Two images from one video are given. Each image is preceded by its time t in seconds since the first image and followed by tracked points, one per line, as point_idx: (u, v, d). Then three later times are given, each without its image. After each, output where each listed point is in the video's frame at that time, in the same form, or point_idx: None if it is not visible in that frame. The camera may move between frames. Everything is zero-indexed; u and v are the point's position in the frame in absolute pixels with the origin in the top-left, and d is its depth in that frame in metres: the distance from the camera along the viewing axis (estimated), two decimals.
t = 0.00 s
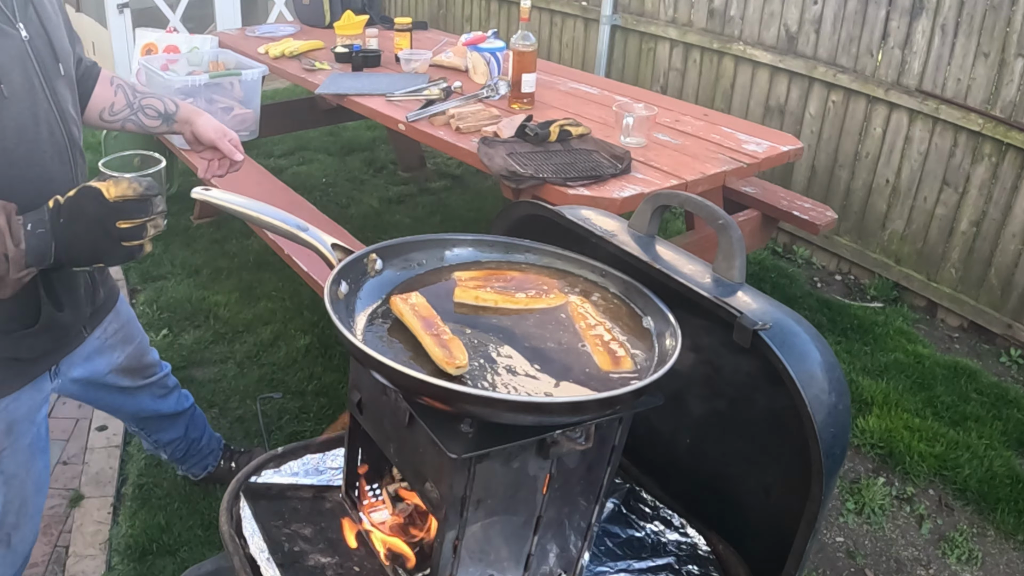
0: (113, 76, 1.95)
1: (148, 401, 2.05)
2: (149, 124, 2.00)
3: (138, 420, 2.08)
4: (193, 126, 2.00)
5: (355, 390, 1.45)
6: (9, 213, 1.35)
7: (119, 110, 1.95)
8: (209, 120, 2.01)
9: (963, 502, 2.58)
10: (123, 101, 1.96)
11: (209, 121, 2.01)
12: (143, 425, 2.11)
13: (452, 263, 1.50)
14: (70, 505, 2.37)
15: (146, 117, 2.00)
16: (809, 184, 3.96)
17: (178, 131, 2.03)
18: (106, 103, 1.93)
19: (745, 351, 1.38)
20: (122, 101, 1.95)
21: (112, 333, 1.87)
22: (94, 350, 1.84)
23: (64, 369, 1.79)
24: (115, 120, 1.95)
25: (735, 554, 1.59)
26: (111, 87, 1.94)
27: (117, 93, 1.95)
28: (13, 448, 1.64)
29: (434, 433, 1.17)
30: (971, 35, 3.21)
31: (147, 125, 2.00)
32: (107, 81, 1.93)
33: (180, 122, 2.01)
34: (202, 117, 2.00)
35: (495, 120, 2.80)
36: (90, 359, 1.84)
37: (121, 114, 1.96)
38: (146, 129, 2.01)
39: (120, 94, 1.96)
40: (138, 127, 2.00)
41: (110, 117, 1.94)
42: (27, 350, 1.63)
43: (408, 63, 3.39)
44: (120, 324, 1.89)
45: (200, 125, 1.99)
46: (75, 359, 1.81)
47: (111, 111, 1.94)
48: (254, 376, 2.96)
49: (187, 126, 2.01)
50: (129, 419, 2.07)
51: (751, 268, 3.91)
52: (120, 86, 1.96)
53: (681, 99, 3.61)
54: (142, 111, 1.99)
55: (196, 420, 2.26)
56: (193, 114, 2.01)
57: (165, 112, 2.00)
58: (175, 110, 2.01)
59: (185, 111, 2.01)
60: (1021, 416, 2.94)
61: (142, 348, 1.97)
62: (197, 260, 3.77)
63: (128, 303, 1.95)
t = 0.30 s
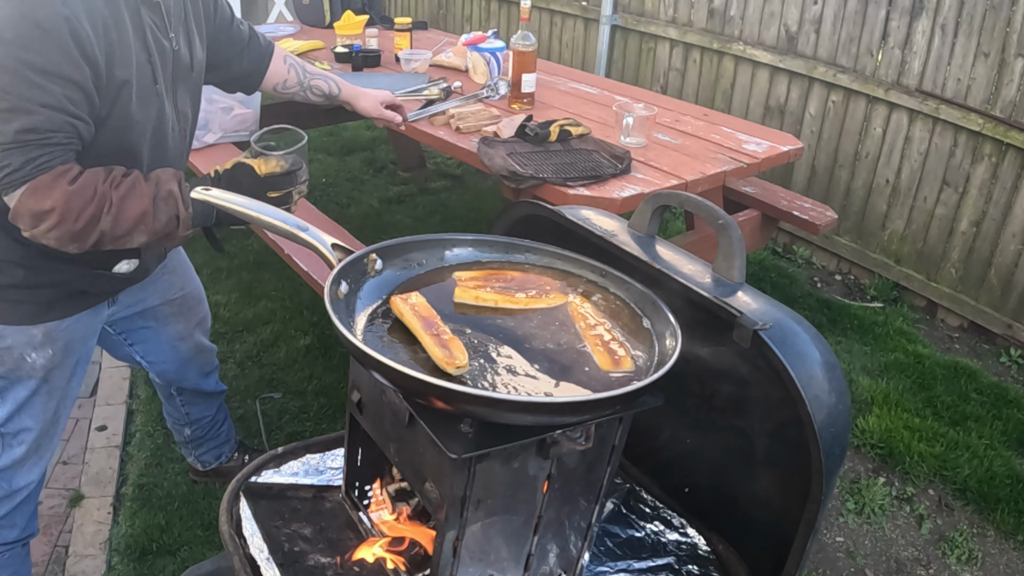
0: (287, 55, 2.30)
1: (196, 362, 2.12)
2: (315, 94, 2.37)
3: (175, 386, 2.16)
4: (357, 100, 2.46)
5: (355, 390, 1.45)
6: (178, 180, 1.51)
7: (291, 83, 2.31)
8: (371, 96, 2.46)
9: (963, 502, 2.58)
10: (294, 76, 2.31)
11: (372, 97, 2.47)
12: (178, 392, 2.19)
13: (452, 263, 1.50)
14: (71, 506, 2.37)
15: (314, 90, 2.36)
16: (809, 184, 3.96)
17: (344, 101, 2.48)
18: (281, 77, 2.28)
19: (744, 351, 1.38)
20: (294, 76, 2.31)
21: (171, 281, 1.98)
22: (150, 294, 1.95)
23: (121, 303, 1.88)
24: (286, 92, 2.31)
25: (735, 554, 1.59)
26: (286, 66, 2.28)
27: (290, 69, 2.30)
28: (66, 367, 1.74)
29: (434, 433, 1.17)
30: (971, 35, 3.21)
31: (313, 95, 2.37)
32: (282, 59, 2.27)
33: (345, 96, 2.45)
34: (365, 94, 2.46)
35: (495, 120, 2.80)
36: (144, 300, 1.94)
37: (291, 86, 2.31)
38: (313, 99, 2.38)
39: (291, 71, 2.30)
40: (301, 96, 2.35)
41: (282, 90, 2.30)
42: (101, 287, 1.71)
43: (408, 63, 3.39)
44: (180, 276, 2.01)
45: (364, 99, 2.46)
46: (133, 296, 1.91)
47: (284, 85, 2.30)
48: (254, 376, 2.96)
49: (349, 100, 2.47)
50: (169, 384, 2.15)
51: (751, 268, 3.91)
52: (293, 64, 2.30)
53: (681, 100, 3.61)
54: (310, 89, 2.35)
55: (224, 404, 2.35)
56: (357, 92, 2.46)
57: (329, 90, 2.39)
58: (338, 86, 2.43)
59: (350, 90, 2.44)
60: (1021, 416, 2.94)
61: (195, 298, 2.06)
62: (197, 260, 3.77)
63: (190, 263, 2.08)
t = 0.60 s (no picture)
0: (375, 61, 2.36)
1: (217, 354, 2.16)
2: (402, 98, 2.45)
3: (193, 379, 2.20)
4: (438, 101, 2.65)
5: (355, 390, 1.45)
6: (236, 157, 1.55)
7: (380, 88, 2.37)
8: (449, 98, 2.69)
9: (963, 502, 2.58)
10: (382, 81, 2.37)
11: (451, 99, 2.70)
12: (194, 385, 2.22)
13: (452, 263, 1.50)
14: (70, 505, 2.37)
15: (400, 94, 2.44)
16: (809, 184, 3.96)
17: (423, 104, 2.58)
18: (371, 83, 2.34)
19: (744, 351, 1.38)
20: (380, 81, 2.37)
21: (200, 271, 2.03)
22: (178, 283, 1.99)
23: (148, 290, 1.94)
24: (376, 96, 2.38)
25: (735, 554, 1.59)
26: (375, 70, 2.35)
27: (378, 73, 2.37)
28: (89, 349, 1.83)
29: (434, 433, 1.17)
30: (971, 35, 3.21)
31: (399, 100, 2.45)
32: (371, 65, 2.33)
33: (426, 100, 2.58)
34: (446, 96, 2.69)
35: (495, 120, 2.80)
36: (171, 289, 1.99)
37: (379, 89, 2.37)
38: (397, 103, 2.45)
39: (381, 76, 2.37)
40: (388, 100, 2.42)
41: (372, 94, 2.36)
42: (128, 278, 1.81)
43: (408, 63, 3.38)
44: (208, 268, 2.05)
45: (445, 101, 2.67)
46: (161, 284, 1.96)
47: (373, 90, 2.36)
48: (254, 376, 2.96)
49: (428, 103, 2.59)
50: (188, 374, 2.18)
51: (751, 267, 3.91)
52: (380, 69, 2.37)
53: (681, 100, 3.62)
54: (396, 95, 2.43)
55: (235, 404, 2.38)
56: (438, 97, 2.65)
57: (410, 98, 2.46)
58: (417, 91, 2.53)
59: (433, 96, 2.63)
60: (1021, 416, 2.94)
61: (224, 291, 2.10)
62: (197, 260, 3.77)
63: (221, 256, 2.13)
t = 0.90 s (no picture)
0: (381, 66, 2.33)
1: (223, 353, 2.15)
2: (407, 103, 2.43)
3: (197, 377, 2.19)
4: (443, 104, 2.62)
5: (355, 390, 1.45)
6: (229, 152, 1.54)
7: (385, 92, 2.35)
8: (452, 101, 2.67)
9: (963, 502, 2.58)
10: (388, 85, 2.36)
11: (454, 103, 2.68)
12: (198, 384, 2.21)
13: (452, 263, 1.50)
14: (70, 505, 2.37)
15: (405, 98, 2.42)
16: (809, 184, 3.96)
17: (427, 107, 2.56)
18: (375, 87, 2.33)
19: (744, 352, 1.38)
20: (384, 84, 2.35)
21: (208, 270, 2.03)
22: (184, 282, 1.99)
23: (154, 288, 1.94)
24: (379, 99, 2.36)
25: (735, 554, 1.59)
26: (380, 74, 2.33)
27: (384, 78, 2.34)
28: (94, 343, 1.83)
29: (434, 433, 1.17)
30: (971, 35, 3.21)
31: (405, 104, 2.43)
32: (375, 69, 2.31)
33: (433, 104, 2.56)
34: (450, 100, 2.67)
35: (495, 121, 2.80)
36: (177, 287, 1.98)
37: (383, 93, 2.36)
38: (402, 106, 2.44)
39: (387, 79, 2.35)
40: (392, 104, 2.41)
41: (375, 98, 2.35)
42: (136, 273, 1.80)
43: (408, 63, 3.37)
44: (217, 268, 2.05)
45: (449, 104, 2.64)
46: (168, 282, 1.96)
47: (376, 93, 2.34)
48: (254, 376, 2.96)
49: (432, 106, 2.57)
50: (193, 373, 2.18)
51: (751, 267, 3.91)
52: (386, 73, 2.35)
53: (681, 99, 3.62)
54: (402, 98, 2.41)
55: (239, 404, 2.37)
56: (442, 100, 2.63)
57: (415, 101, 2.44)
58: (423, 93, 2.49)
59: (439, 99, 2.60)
60: (1021, 416, 2.94)
61: (232, 290, 2.10)
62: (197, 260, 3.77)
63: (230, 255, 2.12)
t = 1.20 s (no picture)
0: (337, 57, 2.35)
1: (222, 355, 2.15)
2: (370, 92, 2.47)
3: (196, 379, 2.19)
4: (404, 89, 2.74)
5: (355, 390, 1.45)
6: (204, 149, 1.49)
7: (346, 83, 2.37)
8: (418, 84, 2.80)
9: (963, 502, 2.58)
10: (349, 75, 2.38)
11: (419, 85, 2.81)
12: (197, 385, 2.21)
13: (452, 264, 1.50)
14: (70, 505, 2.37)
15: (365, 86, 2.45)
16: (809, 184, 3.96)
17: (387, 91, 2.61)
18: (336, 78, 2.35)
19: (744, 352, 1.38)
20: (345, 75, 2.37)
21: (207, 273, 2.03)
22: (183, 284, 1.99)
23: (154, 290, 1.94)
24: (342, 91, 2.38)
25: (735, 555, 1.58)
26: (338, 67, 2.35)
27: (343, 70, 2.37)
28: (91, 346, 1.83)
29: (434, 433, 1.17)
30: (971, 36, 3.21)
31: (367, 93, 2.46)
32: (332, 61, 2.33)
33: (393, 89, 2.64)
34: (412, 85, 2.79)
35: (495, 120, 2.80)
36: (176, 289, 1.99)
37: (345, 84, 2.38)
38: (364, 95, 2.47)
39: (346, 71, 2.37)
40: (355, 94, 2.44)
41: (337, 90, 2.37)
42: (130, 275, 1.80)
43: (408, 63, 3.38)
44: (215, 270, 2.05)
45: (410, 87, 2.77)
46: (168, 284, 1.96)
47: (337, 85, 2.36)
48: (254, 376, 2.96)
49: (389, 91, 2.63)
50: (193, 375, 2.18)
51: (751, 267, 3.91)
52: (343, 65, 2.37)
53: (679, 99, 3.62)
54: (362, 84, 2.43)
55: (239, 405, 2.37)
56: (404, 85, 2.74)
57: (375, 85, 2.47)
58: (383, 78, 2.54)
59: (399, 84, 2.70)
60: (1021, 416, 2.94)
61: (231, 293, 2.11)
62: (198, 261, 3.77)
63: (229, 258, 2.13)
